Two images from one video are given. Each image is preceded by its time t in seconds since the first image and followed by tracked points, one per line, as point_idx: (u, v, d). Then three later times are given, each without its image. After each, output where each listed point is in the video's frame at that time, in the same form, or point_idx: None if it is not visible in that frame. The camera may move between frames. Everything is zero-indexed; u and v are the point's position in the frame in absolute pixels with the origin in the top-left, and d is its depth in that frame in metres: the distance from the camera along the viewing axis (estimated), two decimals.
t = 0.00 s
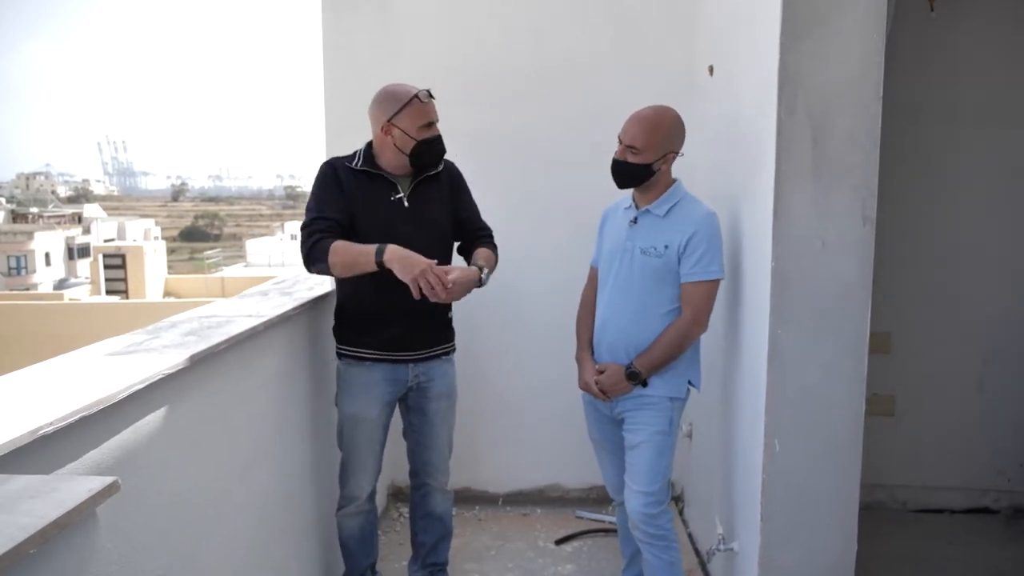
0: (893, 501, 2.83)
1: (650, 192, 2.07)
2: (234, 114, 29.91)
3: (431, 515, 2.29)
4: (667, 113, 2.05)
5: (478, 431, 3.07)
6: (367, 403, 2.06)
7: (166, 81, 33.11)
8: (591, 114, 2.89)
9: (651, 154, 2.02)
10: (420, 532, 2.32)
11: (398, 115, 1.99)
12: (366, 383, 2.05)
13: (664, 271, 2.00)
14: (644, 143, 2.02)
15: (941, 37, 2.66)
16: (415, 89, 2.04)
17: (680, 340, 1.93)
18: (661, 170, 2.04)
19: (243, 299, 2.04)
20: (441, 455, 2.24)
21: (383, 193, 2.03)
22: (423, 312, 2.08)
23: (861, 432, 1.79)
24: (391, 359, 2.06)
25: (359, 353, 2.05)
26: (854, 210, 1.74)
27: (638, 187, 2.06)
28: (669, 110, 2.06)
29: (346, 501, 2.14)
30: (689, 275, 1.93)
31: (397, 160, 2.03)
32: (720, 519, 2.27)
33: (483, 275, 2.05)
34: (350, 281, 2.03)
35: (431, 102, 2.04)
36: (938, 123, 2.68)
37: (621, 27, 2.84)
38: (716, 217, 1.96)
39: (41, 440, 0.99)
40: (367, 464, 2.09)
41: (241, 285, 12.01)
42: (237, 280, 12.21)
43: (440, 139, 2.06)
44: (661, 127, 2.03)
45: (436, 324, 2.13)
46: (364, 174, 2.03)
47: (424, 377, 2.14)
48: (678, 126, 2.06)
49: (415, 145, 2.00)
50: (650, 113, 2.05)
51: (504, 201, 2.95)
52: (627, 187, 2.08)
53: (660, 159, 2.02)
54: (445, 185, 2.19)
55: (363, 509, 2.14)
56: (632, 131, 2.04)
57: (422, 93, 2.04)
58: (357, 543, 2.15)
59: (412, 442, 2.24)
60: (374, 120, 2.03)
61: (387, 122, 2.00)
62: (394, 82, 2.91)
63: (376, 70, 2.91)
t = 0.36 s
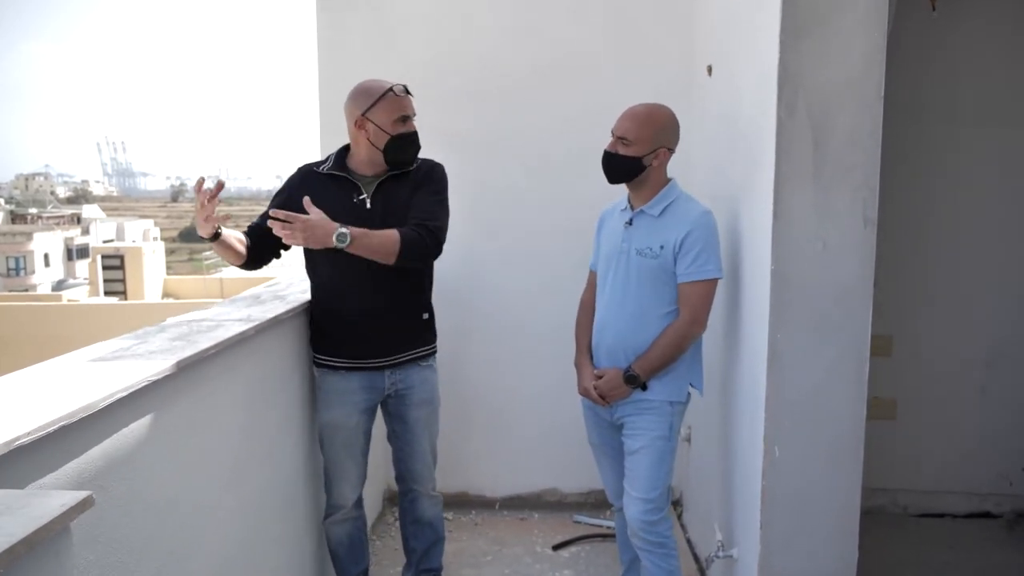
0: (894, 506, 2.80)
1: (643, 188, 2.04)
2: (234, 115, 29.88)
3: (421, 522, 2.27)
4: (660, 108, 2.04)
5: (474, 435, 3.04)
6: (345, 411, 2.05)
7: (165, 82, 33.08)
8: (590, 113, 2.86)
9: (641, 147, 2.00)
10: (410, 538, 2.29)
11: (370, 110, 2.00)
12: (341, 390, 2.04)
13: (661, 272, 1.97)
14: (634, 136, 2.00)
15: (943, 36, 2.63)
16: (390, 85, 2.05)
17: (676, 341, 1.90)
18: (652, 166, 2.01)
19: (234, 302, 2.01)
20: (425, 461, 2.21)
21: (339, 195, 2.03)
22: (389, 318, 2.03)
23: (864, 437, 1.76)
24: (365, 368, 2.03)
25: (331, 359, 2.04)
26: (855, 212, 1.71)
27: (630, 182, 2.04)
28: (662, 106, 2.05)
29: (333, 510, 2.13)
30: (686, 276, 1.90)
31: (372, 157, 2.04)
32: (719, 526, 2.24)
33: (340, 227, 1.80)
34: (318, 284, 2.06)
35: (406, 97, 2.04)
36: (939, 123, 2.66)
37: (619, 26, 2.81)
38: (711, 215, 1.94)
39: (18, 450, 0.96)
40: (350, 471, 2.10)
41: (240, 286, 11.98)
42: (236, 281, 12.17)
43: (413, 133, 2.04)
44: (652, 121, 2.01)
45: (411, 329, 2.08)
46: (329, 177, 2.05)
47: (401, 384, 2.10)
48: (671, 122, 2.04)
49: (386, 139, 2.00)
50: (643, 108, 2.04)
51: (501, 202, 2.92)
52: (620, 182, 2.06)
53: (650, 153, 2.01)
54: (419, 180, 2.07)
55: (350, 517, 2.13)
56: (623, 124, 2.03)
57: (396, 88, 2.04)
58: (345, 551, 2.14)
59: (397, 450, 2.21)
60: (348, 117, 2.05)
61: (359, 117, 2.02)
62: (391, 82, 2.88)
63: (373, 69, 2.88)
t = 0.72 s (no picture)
0: (894, 509, 2.77)
1: (640, 188, 2.02)
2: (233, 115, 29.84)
3: (413, 527, 2.25)
4: (651, 107, 2.01)
5: (470, 437, 3.02)
6: (327, 415, 2.04)
7: (165, 82, 33.07)
8: (587, 113, 2.83)
9: (634, 147, 1.98)
10: (403, 543, 2.27)
11: (353, 114, 1.98)
12: (324, 395, 2.04)
13: (659, 273, 1.94)
14: (625, 137, 1.98)
15: (944, 34, 2.61)
16: (377, 87, 2.03)
17: (674, 344, 1.88)
18: (646, 165, 1.99)
19: (226, 304, 1.99)
20: (411, 467, 2.17)
21: (318, 200, 2.02)
22: (366, 326, 2.00)
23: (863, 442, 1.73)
24: (345, 373, 2.02)
25: (314, 364, 2.03)
26: (855, 213, 1.69)
27: (625, 183, 2.02)
28: (654, 105, 2.02)
29: (322, 515, 2.13)
30: (684, 276, 1.88)
31: (354, 159, 2.03)
32: (716, 531, 2.22)
33: (296, 268, 1.83)
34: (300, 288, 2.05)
35: (392, 100, 2.02)
36: (940, 123, 2.63)
37: (616, 25, 2.78)
38: (709, 215, 1.91)
39: None
40: (337, 476, 2.09)
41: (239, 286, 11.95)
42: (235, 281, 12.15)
43: (396, 138, 2.01)
44: (643, 121, 1.99)
45: (394, 335, 2.05)
46: (312, 179, 2.04)
47: (384, 390, 2.08)
48: (665, 120, 2.01)
49: (369, 143, 1.98)
50: (634, 108, 2.02)
51: (497, 203, 2.89)
52: (615, 184, 2.04)
53: (643, 153, 1.98)
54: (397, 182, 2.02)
55: (340, 522, 2.13)
56: (615, 125, 2.01)
57: (381, 90, 2.02)
58: (337, 557, 2.13)
59: (385, 456, 2.19)
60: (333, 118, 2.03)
61: (343, 121, 2.00)
62: (386, 81, 2.86)
63: (369, 69, 2.86)
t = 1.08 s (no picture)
0: (892, 510, 2.74)
1: (634, 184, 1.99)
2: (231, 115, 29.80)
3: (405, 528, 2.22)
4: (645, 102, 1.99)
5: (463, 437, 2.99)
6: (319, 416, 2.01)
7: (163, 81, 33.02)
8: (582, 110, 2.80)
9: (628, 142, 1.95)
10: (394, 545, 2.24)
11: (342, 100, 1.98)
12: (316, 395, 2.00)
13: (654, 271, 1.91)
14: (619, 132, 1.95)
15: (942, 30, 2.58)
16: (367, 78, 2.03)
17: (669, 343, 1.85)
18: (641, 161, 1.96)
19: (214, 303, 1.95)
20: (401, 470, 2.14)
21: (314, 195, 1.98)
22: (362, 323, 1.97)
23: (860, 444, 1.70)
24: (337, 372, 1.98)
25: (307, 365, 1.99)
26: (851, 210, 1.66)
27: (619, 179, 1.99)
28: (648, 100, 1.99)
29: (313, 517, 2.10)
30: (679, 274, 1.85)
31: (347, 149, 1.99)
32: (712, 533, 2.19)
33: (311, 256, 1.81)
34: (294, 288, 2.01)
35: (381, 88, 2.01)
36: (938, 119, 2.60)
37: (610, 21, 2.76)
38: (704, 212, 1.88)
39: None
40: (329, 477, 2.06)
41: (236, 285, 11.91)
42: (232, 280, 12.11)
43: (388, 121, 1.98)
44: (637, 115, 1.96)
45: (390, 334, 2.02)
46: (307, 174, 2.00)
47: (378, 389, 2.04)
48: (659, 115, 1.98)
49: (360, 126, 1.95)
50: (628, 103, 1.99)
51: (490, 201, 2.86)
52: (610, 179, 2.01)
53: (638, 148, 1.95)
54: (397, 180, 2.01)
55: (331, 524, 2.09)
56: (609, 121, 1.99)
57: (370, 78, 2.02)
58: (328, 560, 2.10)
59: (377, 457, 2.15)
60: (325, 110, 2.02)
61: (333, 109, 1.99)
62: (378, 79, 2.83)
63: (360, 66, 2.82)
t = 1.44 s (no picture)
0: (890, 514, 2.72)
1: (629, 183, 1.96)
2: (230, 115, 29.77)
3: (399, 532, 2.19)
4: (640, 100, 1.96)
5: (458, 440, 2.96)
6: (313, 417, 1.98)
7: (163, 82, 33.00)
8: (577, 110, 2.78)
9: (623, 140, 1.92)
10: (388, 549, 2.21)
11: (344, 101, 1.93)
12: (310, 396, 1.97)
13: (648, 273, 1.89)
14: (613, 130, 1.93)
15: (941, 29, 2.55)
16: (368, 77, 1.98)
17: (663, 346, 1.82)
18: (635, 159, 1.94)
19: (202, 306, 1.93)
20: (395, 473, 2.11)
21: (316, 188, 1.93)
22: (356, 319, 1.94)
23: (857, 448, 1.67)
24: (330, 370, 1.95)
25: (301, 362, 1.97)
26: (848, 210, 1.63)
27: (614, 178, 1.97)
28: (643, 99, 1.97)
29: (306, 520, 2.07)
30: (673, 276, 1.82)
31: (347, 149, 1.96)
32: (708, 537, 2.16)
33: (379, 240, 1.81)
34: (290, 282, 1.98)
35: (382, 88, 1.97)
36: (937, 119, 2.58)
37: (606, 20, 2.73)
38: (699, 213, 1.85)
39: None
40: (322, 479, 2.02)
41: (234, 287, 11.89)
42: (230, 281, 12.09)
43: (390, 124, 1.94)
44: (631, 114, 1.93)
45: (386, 334, 1.99)
46: (306, 167, 1.96)
47: (371, 392, 2.01)
48: (654, 114, 1.95)
49: (361, 129, 1.91)
50: (622, 102, 1.97)
51: (484, 202, 2.84)
52: (604, 178, 1.99)
53: (632, 147, 1.93)
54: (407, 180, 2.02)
55: (324, 528, 2.06)
56: (603, 119, 1.96)
57: (373, 79, 1.97)
58: (320, 564, 2.06)
59: (372, 459, 2.12)
60: (324, 108, 1.98)
61: (334, 109, 1.95)
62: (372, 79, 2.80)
63: (353, 65, 2.80)
